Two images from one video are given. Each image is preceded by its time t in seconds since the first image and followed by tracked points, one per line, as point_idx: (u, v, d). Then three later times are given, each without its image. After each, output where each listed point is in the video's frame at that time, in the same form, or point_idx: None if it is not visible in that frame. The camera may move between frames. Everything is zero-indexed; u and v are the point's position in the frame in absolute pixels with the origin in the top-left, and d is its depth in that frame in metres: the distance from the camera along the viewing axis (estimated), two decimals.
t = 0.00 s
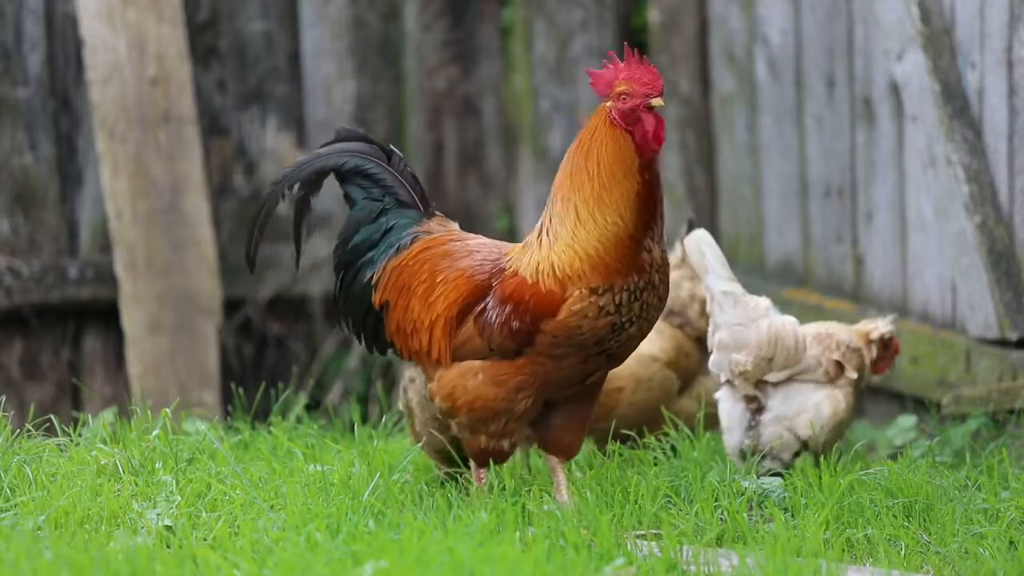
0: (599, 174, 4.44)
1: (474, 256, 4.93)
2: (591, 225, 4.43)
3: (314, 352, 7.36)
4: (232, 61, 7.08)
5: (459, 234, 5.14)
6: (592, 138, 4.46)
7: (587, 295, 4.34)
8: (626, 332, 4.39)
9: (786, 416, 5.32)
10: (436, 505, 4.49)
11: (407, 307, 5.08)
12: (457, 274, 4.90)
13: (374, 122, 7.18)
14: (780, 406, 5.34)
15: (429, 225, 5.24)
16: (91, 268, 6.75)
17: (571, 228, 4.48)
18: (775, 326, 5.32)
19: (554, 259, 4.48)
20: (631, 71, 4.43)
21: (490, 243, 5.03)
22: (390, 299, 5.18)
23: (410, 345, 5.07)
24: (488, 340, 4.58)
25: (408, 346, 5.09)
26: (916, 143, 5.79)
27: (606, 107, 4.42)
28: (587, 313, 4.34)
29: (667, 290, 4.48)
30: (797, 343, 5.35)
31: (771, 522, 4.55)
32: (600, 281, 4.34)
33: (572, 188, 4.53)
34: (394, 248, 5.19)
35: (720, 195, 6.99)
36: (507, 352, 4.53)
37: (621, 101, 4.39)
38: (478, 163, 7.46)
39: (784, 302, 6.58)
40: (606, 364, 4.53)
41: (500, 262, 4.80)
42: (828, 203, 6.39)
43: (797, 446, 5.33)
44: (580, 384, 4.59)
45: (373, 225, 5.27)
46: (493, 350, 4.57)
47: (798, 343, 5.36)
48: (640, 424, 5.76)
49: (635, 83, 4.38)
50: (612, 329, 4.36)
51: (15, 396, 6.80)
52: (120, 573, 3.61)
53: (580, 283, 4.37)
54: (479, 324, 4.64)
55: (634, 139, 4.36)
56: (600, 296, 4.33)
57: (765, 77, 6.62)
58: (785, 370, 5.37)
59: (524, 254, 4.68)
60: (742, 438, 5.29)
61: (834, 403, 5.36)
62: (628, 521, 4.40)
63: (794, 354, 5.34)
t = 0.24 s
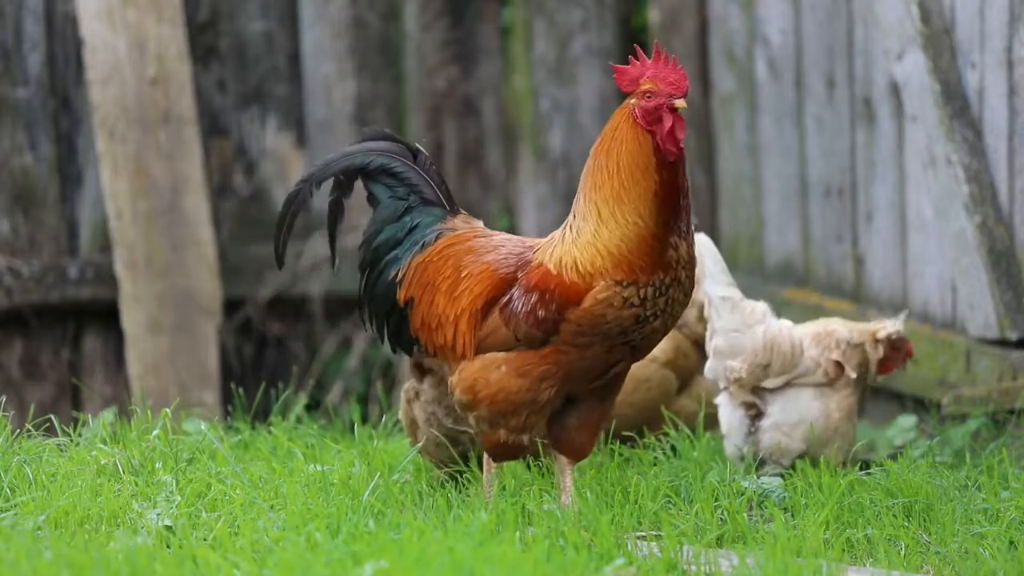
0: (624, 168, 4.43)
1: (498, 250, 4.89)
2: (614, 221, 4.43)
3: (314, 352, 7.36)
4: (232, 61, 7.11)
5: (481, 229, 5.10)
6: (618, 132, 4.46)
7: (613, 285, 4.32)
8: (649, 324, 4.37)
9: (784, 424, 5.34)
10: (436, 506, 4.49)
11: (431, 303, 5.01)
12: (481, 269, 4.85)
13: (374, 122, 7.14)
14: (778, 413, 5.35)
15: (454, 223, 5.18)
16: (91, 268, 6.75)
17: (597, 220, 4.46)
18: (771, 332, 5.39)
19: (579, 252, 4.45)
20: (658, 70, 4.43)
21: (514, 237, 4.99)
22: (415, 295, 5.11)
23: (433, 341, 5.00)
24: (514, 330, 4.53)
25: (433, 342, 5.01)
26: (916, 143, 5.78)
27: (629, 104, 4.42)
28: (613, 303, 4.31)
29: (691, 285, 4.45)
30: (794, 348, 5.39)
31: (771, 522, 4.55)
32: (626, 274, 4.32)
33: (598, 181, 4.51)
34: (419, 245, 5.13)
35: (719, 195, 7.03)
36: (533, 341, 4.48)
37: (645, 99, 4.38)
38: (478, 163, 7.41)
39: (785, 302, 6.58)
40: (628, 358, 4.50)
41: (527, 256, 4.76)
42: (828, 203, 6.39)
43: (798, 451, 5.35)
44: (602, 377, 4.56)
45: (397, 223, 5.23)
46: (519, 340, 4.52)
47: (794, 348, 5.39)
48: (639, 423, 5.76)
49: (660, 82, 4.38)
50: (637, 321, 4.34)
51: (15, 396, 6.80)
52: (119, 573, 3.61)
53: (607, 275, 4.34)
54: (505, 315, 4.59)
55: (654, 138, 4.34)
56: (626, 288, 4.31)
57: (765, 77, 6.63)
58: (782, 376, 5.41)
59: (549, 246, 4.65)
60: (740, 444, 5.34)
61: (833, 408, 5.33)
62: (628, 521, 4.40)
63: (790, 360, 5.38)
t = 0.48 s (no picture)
0: (637, 165, 4.44)
1: (522, 243, 4.90)
2: (626, 217, 4.43)
3: (314, 352, 7.37)
4: (232, 61, 7.11)
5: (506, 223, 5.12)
6: (631, 128, 4.48)
7: (633, 277, 4.31)
8: (668, 320, 4.35)
9: (773, 429, 5.35)
10: (437, 506, 4.49)
11: (454, 293, 5.04)
12: (504, 259, 4.87)
13: (374, 122, 7.14)
14: (768, 418, 5.36)
15: (474, 215, 5.23)
16: (91, 268, 6.76)
17: (617, 212, 4.47)
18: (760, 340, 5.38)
19: (600, 243, 4.46)
20: (667, 69, 4.43)
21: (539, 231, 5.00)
22: (437, 285, 5.14)
23: (456, 330, 5.03)
24: (535, 315, 4.53)
25: (455, 331, 5.04)
26: (916, 143, 5.78)
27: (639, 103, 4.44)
28: (632, 295, 4.30)
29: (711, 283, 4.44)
30: (783, 354, 5.39)
31: (771, 522, 4.55)
32: (647, 266, 4.31)
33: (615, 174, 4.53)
34: (441, 237, 5.17)
35: (720, 195, 7.03)
36: (553, 327, 4.47)
37: (655, 98, 4.39)
38: (478, 164, 7.37)
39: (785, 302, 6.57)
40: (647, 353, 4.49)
41: (552, 247, 4.77)
42: (828, 203, 6.39)
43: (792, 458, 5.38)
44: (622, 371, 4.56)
45: (414, 222, 5.27)
46: (540, 327, 4.52)
47: (783, 354, 5.39)
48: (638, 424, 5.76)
49: (669, 81, 4.38)
50: (657, 315, 4.32)
51: (15, 396, 6.80)
52: (119, 573, 3.61)
53: (629, 267, 4.33)
54: (526, 301, 4.60)
55: (661, 138, 4.35)
56: (647, 281, 4.30)
57: (765, 77, 6.63)
58: (768, 382, 5.41)
59: (573, 237, 4.66)
60: (731, 446, 5.39)
61: (826, 418, 5.36)
62: (628, 521, 4.40)
63: (778, 366, 5.38)
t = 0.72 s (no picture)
0: (644, 165, 4.47)
1: (532, 244, 4.90)
2: (636, 220, 4.45)
3: (314, 352, 7.37)
4: (233, 61, 7.12)
5: (513, 225, 5.12)
6: (637, 128, 4.52)
7: (648, 279, 4.32)
8: (684, 321, 4.37)
9: (789, 432, 5.35)
10: (437, 506, 4.48)
11: (464, 296, 5.02)
12: (515, 261, 4.86)
13: (374, 122, 7.14)
14: (786, 421, 5.36)
15: (480, 217, 5.24)
16: (91, 268, 6.76)
17: (629, 213, 4.48)
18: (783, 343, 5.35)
19: (614, 245, 4.47)
20: (669, 70, 4.50)
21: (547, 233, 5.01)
22: (446, 288, 5.12)
23: (466, 334, 5.02)
24: (551, 316, 4.53)
25: (464, 333, 5.02)
26: (916, 143, 5.79)
27: (642, 103, 4.48)
28: (648, 297, 4.30)
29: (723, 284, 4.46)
30: (808, 359, 5.35)
31: (771, 522, 4.55)
32: (663, 267, 4.32)
33: (624, 176, 4.55)
34: (449, 239, 5.16)
35: (721, 193, 6.99)
36: (569, 328, 4.47)
37: (655, 99, 4.46)
38: (478, 163, 7.38)
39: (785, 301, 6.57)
40: (662, 354, 4.51)
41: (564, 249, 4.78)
42: (828, 203, 6.40)
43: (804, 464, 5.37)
44: (635, 371, 4.58)
45: (423, 221, 5.26)
46: (555, 328, 4.52)
47: (807, 361, 5.35)
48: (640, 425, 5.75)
49: (671, 82, 4.44)
50: (674, 317, 4.34)
51: (16, 396, 6.79)
52: (119, 573, 3.60)
53: (646, 268, 4.33)
54: (542, 303, 4.59)
55: (665, 137, 4.40)
56: (664, 284, 4.31)
57: (765, 77, 6.60)
58: (791, 385, 5.39)
59: (584, 238, 4.67)
60: (750, 442, 5.43)
61: (845, 428, 5.34)
62: (628, 521, 4.40)
63: (801, 371, 5.35)
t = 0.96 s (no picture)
0: (654, 165, 4.42)
1: (533, 251, 4.86)
2: (644, 221, 4.42)
3: (314, 352, 7.37)
4: (233, 61, 7.11)
5: (510, 229, 5.07)
6: (648, 127, 4.46)
7: (655, 282, 4.30)
8: (692, 322, 4.37)
9: (805, 429, 5.38)
10: (437, 506, 4.48)
11: (467, 306, 4.99)
12: (518, 269, 4.82)
13: (374, 122, 7.13)
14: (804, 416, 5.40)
15: (482, 224, 5.12)
16: (91, 268, 6.76)
17: (634, 218, 4.45)
18: (807, 337, 5.41)
19: (620, 250, 4.44)
20: (698, 70, 4.38)
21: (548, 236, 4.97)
22: (448, 298, 5.07)
23: (470, 344, 4.99)
24: (558, 327, 4.52)
25: (469, 344, 5.00)
26: (917, 143, 5.78)
27: (665, 100, 4.38)
28: (656, 301, 4.29)
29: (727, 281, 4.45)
30: (832, 356, 5.37)
31: (771, 522, 4.55)
32: (667, 269, 4.31)
33: (630, 178, 4.50)
34: (449, 246, 5.07)
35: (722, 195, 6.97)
36: (577, 338, 4.47)
37: (682, 99, 4.33)
38: (478, 163, 7.38)
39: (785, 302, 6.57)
40: (670, 355, 4.51)
41: (565, 254, 4.73)
42: (828, 203, 6.40)
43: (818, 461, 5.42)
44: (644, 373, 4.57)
45: (427, 223, 5.14)
46: (564, 339, 4.51)
47: (831, 358, 5.38)
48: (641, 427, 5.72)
49: (698, 82, 4.33)
50: (680, 318, 4.33)
51: (16, 396, 6.77)
52: (120, 573, 3.61)
53: (649, 269, 4.33)
54: (548, 313, 4.57)
55: (680, 137, 4.33)
56: (669, 285, 4.29)
57: (765, 77, 6.60)
58: (815, 379, 5.44)
59: (587, 244, 4.62)
60: (771, 435, 5.45)
61: (862, 429, 5.35)
62: (628, 522, 4.40)
63: (824, 367, 5.39)
